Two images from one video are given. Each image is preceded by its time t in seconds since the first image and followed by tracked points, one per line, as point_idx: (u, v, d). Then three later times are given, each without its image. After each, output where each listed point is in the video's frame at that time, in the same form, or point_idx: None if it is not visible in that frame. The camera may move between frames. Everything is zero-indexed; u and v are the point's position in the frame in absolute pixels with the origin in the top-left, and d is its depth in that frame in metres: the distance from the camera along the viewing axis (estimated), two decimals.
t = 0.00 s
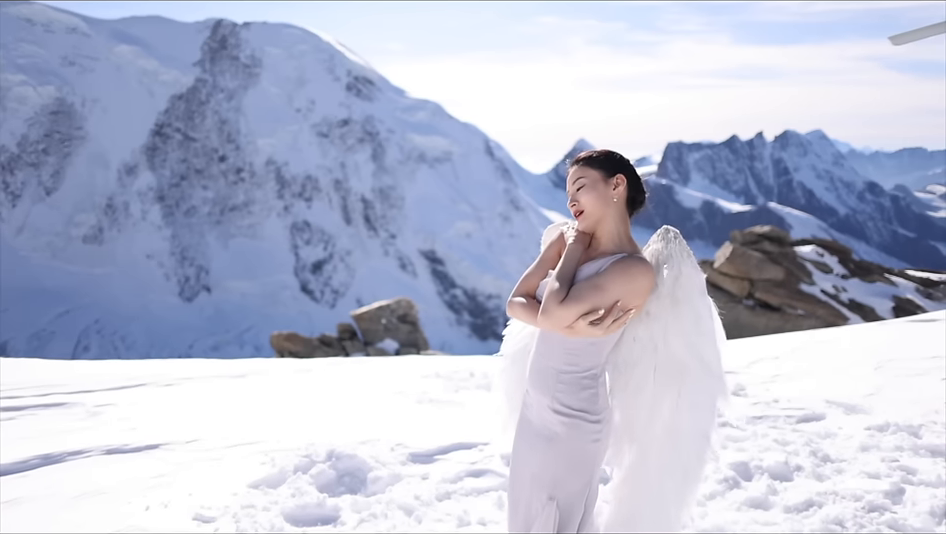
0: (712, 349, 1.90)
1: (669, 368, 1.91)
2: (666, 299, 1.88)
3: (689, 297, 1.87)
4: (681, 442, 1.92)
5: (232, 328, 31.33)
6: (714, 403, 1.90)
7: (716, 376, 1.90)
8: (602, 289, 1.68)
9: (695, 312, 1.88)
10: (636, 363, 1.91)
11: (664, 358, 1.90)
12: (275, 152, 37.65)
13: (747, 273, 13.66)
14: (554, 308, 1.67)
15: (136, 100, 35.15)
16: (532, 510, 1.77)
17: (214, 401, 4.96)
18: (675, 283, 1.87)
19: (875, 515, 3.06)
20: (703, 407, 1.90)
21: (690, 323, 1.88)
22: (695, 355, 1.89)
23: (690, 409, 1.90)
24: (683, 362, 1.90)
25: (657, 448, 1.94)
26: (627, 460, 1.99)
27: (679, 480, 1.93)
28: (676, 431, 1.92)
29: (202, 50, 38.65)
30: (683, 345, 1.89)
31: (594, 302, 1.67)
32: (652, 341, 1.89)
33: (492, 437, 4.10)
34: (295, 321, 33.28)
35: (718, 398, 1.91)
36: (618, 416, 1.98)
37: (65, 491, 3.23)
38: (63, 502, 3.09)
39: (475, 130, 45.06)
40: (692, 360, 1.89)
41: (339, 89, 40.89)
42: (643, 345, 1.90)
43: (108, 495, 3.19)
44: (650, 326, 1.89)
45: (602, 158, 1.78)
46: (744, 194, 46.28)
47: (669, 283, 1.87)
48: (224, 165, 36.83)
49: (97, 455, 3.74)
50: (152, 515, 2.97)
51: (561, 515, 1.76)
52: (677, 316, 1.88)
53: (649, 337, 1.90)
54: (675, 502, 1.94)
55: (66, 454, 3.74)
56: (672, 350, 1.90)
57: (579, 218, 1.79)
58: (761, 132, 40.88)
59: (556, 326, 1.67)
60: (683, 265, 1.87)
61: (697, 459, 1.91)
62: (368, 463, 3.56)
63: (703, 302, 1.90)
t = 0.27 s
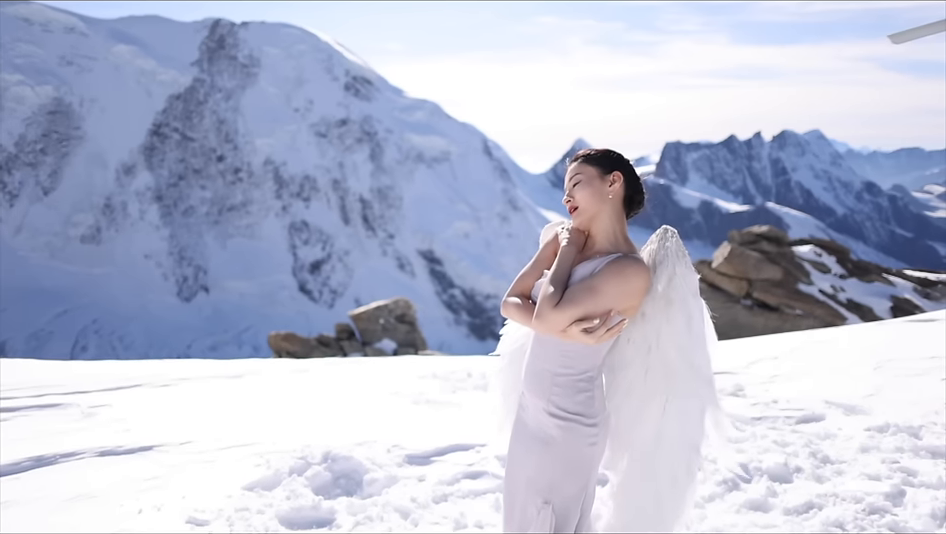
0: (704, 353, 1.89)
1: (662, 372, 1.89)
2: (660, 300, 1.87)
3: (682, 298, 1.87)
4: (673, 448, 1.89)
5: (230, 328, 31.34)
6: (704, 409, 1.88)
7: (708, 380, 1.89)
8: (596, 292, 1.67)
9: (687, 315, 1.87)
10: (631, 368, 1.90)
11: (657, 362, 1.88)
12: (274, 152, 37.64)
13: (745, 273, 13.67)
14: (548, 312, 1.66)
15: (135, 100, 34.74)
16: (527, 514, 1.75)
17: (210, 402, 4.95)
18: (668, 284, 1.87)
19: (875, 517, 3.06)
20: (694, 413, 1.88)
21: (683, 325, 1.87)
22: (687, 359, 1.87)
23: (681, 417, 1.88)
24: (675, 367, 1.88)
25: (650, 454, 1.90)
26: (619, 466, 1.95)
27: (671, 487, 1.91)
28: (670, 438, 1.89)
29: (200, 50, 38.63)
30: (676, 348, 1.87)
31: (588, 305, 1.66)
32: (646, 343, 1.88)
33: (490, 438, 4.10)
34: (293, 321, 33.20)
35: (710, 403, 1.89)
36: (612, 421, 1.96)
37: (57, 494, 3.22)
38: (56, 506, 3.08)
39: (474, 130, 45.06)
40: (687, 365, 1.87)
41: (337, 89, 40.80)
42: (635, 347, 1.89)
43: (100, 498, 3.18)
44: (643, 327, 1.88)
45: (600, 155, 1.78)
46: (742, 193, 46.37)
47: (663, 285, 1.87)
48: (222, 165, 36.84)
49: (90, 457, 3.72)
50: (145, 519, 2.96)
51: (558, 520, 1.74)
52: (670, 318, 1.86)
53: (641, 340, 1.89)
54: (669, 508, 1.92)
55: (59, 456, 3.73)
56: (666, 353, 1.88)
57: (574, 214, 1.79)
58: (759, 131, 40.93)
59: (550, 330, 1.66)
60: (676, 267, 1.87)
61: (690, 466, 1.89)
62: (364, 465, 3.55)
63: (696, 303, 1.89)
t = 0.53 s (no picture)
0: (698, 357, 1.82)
1: (653, 377, 1.82)
2: (652, 302, 1.81)
3: (676, 299, 1.80)
4: (666, 456, 1.83)
5: (228, 328, 31.47)
6: (698, 415, 1.82)
7: (703, 386, 1.81)
8: (585, 293, 1.66)
9: (681, 316, 1.80)
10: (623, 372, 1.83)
11: (649, 366, 1.82)
12: (271, 152, 37.62)
13: (743, 273, 13.69)
14: (535, 317, 1.66)
15: (132, 99, 34.82)
16: (522, 521, 1.72)
17: (205, 403, 4.93)
18: (660, 285, 1.81)
19: (876, 520, 3.05)
20: (687, 420, 1.81)
21: (676, 327, 1.80)
22: (681, 362, 1.81)
23: (676, 424, 1.81)
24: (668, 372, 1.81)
25: (642, 462, 1.84)
26: (611, 473, 1.89)
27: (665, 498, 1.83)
28: (660, 448, 1.83)
29: (198, 50, 38.51)
30: (669, 352, 1.81)
31: (577, 307, 1.65)
32: (638, 345, 1.82)
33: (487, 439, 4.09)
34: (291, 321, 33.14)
35: (705, 409, 1.82)
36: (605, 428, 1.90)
37: (46, 496, 3.21)
38: (48, 508, 3.06)
39: (472, 130, 45.07)
40: (681, 369, 1.81)
41: (335, 89, 40.81)
42: (627, 350, 1.82)
43: (91, 500, 3.16)
44: (636, 329, 1.82)
45: (597, 152, 1.78)
46: (739, 193, 46.51)
47: (656, 285, 1.81)
48: (220, 165, 36.79)
49: (81, 459, 3.71)
50: (137, 521, 2.95)
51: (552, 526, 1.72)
52: (663, 320, 1.80)
53: (634, 343, 1.82)
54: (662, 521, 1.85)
55: (50, 458, 3.72)
56: (658, 356, 1.81)
57: (568, 210, 1.79)
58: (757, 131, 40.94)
59: (538, 336, 1.66)
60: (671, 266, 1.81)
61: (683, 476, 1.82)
62: (358, 467, 3.54)
63: (690, 304, 1.82)
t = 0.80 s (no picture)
0: (692, 361, 1.81)
1: (648, 380, 1.81)
2: (647, 304, 1.79)
3: (671, 303, 1.79)
4: (661, 461, 1.83)
5: (225, 328, 31.44)
6: (692, 420, 1.81)
7: (696, 390, 1.81)
8: (579, 295, 1.64)
9: (675, 318, 1.79)
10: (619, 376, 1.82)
11: (644, 371, 1.80)
12: (268, 152, 37.72)
13: (740, 273, 13.72)
14: (527, 321, 1.64)
15: (129, 99, 34.09)
16: (518, 525, 1.71)
17: (199, 404, 4.92)
18: (655, 288, 1.78)
19: (876, 522, 3.06)
20: (681, 425, 1.80)
21: (670, 332, 1.79)
22: (676, 367, 1.80)
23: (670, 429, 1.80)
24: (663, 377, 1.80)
25: (637, 467, 1.84)
26: (608, 477, 1.89)
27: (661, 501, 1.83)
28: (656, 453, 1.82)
29: (195, 50, 38.27)
30: (664, 356, 1.80)
31: (569, 311, 1.63)
32: (634, 348, 1.80)
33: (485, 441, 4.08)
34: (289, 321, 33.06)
35: (699, 415, 1.82)
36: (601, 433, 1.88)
37: (38, 499, 3.20)
38: (39, 510, 3.05)
39: (470, 130, 45.05)
40: (675, 374, 1.80)
41: (333, 89, 40.90)
42: (623, 353, 1.80)
43: (83, 504, 3.14)
44: (631, 331, 1.80)
45: (596, 148, 1.76)
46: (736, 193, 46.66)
47: (650, 287, 1.78)
48: (217, 165, 36.80)
49: (73, 461, 3.69)
50: (129, 525, 2.93)
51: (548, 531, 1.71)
52: (657, 323, 1.79)
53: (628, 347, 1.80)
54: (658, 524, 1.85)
55: (42, 459, 3.70)
56: (653, 360, 1.79)
57: (563, 206, 1.77)
58: (753, 130, 41.03)
59: (530, 340, 1.64)
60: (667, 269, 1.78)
61: (679, 480, 1.82)
62: (354, 468, 3.53)
63: (684, 307, 1.81)
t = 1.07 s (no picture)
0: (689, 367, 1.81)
1: (646, 388, 1.80)
2: (645, 309, 1.78)
3: (670, 307, 1.78)
4: (659, 470, 1.81)
5: (222, 328, 31.47)
6: (691, 428, 1.80)
7: (695, 398, 1.80)
8: (577, 300, 1.63)
9: (673, 323, 1.78)
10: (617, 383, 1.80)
11: (642, 377, 1.79)
12: (264, 152, 37.91)
13: (737, 273, 13.73)
14: (523, 327, 1.63)
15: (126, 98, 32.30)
16: None
17: (193, 406, 4.90)
18: (655, 292, 1.78)
19: (876, 526, 3.07)
20: (679, 432, 1.79)
21: (669, 337, 1.79)
22: (674, 374, 1.79)
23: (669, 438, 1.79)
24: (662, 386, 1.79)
25: (636, 475, 1.82)
26: (608, 486, 1.87)
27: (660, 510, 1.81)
28: (655, 462, 1.80)
29: (192, 48, 37.00)
30: (661, 363, 1.79)
31: (567, 317, 1.62)
32: (632, 355, 1.78)
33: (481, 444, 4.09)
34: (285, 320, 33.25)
35: (697, 423, 1.81)
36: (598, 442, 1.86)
37: (28, 504, 3.18)
38: (29, 516, 3.04)
39: (466, 130, 45.11)
40: (673, 380, 1.80)
41: (329, 88, 41.10)
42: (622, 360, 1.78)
43: (73, 509, 3.13)
44: (630, 336, 1.79)
45: (593, 147, 1.77)
46: (732, 193, 46.80)
47: (649, 292, 1.78)
48: (213, 164, 36.65)
49: (63, 465, 3.68)
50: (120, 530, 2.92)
51: None
52: (655, 329, 1.78)
53: (629, 352, 1.79)
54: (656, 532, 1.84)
55: (31, 464, 3.69)
56: (651, 365, 1.78)
57: (560, 208, 1.77)
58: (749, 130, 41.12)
59: (526, 348, 1.63)
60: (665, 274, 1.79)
61: (677, 489, 1.81)
62: (348, 472, 3.52)
63: (682, 311, 1.81)
